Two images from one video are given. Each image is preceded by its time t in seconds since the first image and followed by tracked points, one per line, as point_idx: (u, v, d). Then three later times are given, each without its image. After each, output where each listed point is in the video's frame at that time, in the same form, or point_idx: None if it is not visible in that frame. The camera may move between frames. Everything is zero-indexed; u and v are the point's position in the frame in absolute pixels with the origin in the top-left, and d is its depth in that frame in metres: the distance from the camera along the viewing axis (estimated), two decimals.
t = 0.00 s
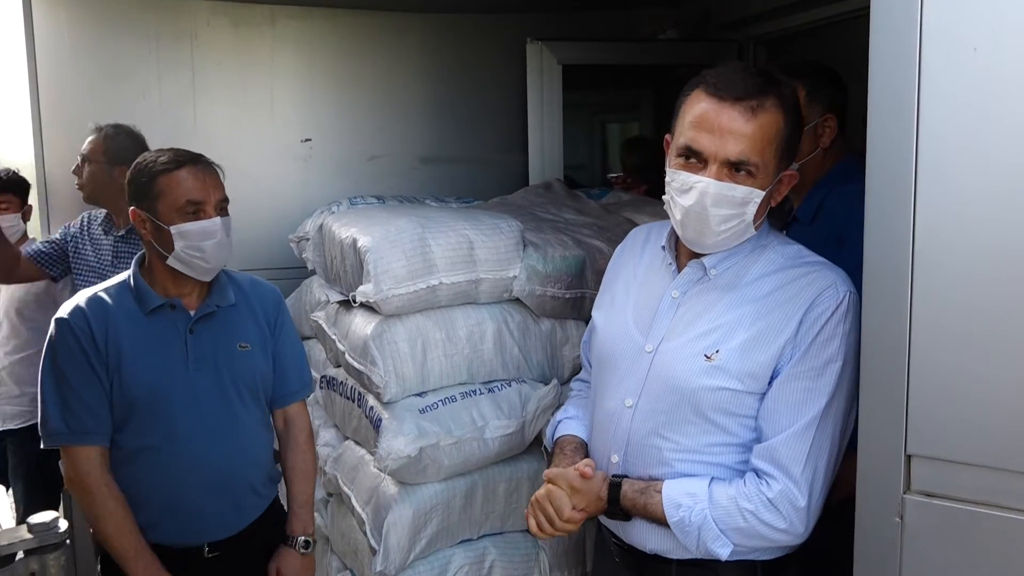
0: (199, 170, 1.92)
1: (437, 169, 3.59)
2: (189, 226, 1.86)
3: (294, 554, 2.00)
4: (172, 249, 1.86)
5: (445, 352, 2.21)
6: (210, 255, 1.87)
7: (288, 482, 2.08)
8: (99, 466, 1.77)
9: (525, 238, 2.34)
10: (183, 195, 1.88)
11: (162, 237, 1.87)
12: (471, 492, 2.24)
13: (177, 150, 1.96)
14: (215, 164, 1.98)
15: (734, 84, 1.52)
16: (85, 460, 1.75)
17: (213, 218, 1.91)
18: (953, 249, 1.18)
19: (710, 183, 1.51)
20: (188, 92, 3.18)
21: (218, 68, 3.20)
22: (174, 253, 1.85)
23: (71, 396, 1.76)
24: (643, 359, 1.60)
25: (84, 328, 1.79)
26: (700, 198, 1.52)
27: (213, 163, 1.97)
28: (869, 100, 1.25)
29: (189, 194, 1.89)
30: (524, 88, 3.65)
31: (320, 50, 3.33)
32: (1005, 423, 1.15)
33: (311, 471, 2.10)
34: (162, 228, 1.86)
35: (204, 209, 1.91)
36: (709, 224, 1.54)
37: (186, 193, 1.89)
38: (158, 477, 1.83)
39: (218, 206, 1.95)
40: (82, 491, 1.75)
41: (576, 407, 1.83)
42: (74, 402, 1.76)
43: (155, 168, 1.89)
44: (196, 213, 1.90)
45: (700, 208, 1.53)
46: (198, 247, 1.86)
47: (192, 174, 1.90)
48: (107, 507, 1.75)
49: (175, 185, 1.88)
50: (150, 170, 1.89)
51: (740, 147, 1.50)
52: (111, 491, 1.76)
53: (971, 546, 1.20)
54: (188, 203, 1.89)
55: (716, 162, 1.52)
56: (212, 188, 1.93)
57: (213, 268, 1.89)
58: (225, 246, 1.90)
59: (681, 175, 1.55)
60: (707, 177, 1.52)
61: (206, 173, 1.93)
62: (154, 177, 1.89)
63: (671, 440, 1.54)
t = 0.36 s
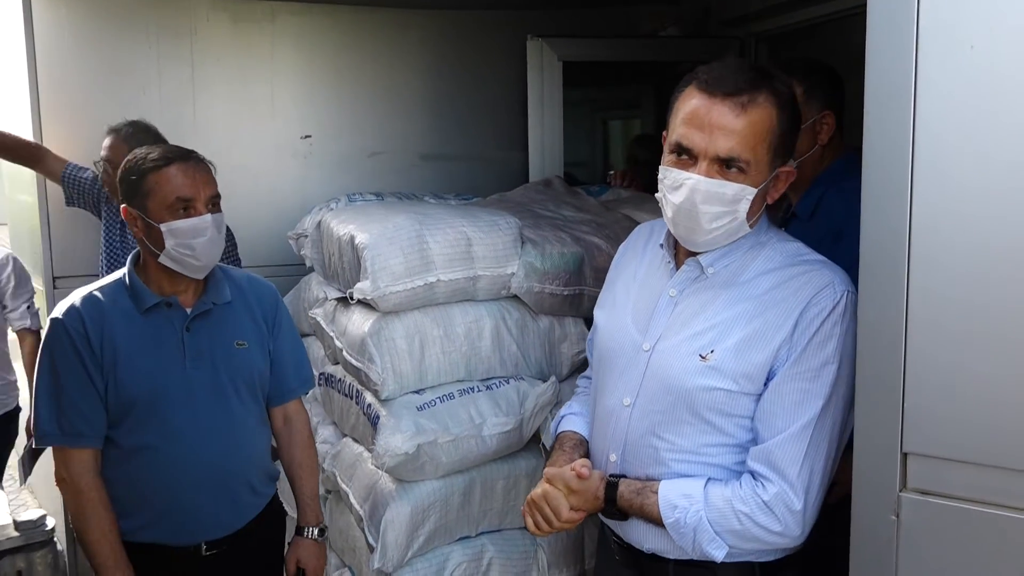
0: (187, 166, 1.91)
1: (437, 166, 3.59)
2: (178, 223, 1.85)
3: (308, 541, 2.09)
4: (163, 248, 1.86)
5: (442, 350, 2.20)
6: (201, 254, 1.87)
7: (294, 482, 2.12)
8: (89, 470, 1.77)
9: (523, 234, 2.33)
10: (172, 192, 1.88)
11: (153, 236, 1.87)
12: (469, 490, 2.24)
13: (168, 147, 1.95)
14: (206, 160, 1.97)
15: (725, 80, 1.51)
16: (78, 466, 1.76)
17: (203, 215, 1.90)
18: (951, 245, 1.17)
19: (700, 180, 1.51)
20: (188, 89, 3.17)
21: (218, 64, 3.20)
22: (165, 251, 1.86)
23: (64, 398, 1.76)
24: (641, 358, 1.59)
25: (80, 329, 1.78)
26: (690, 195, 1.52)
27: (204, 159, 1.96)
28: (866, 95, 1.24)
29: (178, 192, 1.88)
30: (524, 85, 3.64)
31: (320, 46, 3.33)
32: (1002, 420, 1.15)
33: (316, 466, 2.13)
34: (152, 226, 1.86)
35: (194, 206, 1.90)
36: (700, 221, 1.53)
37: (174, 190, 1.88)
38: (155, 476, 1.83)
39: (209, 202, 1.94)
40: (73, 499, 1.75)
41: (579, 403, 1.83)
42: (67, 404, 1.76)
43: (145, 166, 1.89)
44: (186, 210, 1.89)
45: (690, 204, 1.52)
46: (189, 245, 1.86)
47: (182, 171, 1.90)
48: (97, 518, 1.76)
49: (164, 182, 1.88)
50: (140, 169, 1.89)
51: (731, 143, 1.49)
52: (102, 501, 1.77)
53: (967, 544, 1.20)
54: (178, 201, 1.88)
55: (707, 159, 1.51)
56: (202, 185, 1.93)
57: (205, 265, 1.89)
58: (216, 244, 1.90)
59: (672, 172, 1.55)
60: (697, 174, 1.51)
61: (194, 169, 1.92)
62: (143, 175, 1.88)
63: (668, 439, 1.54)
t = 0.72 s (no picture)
0: (155, 173, 1.84)
1: (442, 165, 3.58)
2: (137, 230, 1.82)
3: (316, 540, 2.08)
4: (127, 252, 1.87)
5: (440, 350, 2.20)
6: (144, 265, 1.82)
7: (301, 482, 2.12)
8: (87, 473, 1.80)
9: (522, 235, 2.33)
10: (130, 199, 1.85)
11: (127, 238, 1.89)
12: (467, 490, 2.24)
13: (154, 149, 1.90)
14: (177, 166, 1.87)
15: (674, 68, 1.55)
16: (75, 468, 1.79)
17: (191, 222, 1.87)
18: (943, 247, 1.16)
19: (639, 159, 1.55)
20: (193, 90, 3.18)
21: (224, 65, 3.21)
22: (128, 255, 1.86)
23: (65, 398, 1.78)
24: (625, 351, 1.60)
25: (84, 331, 1.79)
26: (632, 175, 1.56)
27: (173, 164, 1.87)
28: (857, 96, 1.23)
29: (132, 200, 1.84)
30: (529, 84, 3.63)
31: (323, 46, 3.33)
32: (992, 423, 1.13)
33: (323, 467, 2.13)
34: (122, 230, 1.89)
35: (147, 215, 1.84)
36: (643, 200, 1.56)
37: (145, 197, 1.84)
38: (156, 477, 1.83)
39: (168, 211, 1.85)
40: (66, 500, 1.78)
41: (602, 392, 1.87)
42: (68, 406, 1.78)
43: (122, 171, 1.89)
44: (140, 218, 1.84)
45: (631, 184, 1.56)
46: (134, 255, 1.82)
47: (137, 178, 1.84)
48: (87, 524, 1.79)
49: (137, 188, 1.84)
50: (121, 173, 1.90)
51: (667, 122, 1.52)
52: (94, 506, 1.80)
53: (959, 549, 1.18)
54: (133, 209, 1.84)
55: (647, 139, 1.55)
56: (158, 193, 1.84)
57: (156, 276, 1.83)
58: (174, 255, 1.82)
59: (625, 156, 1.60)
60: (639, 155, 1.55)
61: (168, 175, 1.86)
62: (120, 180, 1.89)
63: (643, 430, 1.54)
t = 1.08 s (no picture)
0: (144, 172, 1.88)
1: (449, 166, 3.59)
2: (126, 226, 1.87)
3: (314, 545, 2.07)
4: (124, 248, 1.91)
5: (439, 351, 2.21)
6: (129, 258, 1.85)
7: (303, 481, 2.12)
8: (88, 468, 1.83)
9: (521, 237, 2.34)
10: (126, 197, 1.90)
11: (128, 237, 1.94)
12: (465, 491, 2.24)
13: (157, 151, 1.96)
14: (171, 164, 1.91)
15: (639, 67, 1.53)
16: (76, 462, 1.82)
17: (182, 222, 1.89)
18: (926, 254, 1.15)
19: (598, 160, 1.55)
20: (202, 91, 3.21)
21: (233, 66, 3.23)
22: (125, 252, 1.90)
23: (69, 393, 1.79)
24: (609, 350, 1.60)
25: (90, 325, 1.81)
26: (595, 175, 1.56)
27: (168, 163, 1.91)
28: (843, 103, 1.23)
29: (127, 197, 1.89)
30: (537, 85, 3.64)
31: (332, 47, 3.35)
32: (975, 431, 1.13)
33: (327, 468, 2.12)
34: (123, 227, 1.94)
35: (138, 211, 1.88)
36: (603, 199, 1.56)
37: (136, 196, 1.88)
38: (157, 474, 1.85)
39: (156, 207, 1.88)
40: (68, 492, 1.82)
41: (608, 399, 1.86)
42: (71, 402, 1.79)
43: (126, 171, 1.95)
44: (133, 215, 1.89)
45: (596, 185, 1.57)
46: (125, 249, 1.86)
47: (133, 176, 1.90)
48: (87, 516, 1.82)
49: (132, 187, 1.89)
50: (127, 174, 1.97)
51: (620, 122, 1.50)
52: (94, 500, 1.83)
53: (942, 556, 1.18)
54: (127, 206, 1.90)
55: (608, 140, 1.54)
56: (146, 189, 1.87)
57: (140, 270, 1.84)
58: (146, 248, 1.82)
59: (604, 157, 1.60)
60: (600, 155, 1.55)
61: (157, 175, 1.89)
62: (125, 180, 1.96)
63: (610, 425, 1.52)
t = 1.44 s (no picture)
0: (150, 167, 1.92)
1: (464, 166, 3.60)
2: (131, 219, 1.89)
3: (323, 544, 2.07)
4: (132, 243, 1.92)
5: (446, 351, 2.22)
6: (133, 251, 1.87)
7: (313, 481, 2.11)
8: (95, 460, 1.85)
9: (529, 238, 2.35)
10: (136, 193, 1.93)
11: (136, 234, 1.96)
12: (471, 490, 2.25)
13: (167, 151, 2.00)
14: (179, 161, 1.95)
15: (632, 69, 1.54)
16: (83, 454, 1.84)
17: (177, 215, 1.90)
18: (922, 260, 1.14)
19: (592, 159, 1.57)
20: (220, 92, 3.24)
21: (252, 67, 3.26)
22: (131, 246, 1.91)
23: (78, 388, 1.82)
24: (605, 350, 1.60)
25: (100, 321, 1.84)
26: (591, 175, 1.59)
27: (176, 160, 1.95)
28: (840, 105, 1.22)
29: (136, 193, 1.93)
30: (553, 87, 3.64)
31: (349, 49, 3.37)
32: (970, 437, 1.12)
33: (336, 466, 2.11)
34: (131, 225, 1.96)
35: (146, 206, 1.91)
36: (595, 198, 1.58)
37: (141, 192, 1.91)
38: (165, 469, 1.87)
39: (162, 201, 1.91)
40: (75, 483, 1.85)
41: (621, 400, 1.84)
42: (79, 396, 1.82)
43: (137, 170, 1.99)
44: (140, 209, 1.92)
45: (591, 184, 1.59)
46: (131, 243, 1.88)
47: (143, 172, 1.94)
48: (93, 505, 1.85)
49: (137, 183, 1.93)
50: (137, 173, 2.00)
51: (608, 123, 1.52)
52: (101, 491, 1.86)
53: (937, 562, 1.17)
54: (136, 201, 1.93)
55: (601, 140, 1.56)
56: (154, 183, 1.91)
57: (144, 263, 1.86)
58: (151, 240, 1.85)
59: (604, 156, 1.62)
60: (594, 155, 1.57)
61: (163, 171, 1.92)
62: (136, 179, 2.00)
63: (598, 423, 1.52)
